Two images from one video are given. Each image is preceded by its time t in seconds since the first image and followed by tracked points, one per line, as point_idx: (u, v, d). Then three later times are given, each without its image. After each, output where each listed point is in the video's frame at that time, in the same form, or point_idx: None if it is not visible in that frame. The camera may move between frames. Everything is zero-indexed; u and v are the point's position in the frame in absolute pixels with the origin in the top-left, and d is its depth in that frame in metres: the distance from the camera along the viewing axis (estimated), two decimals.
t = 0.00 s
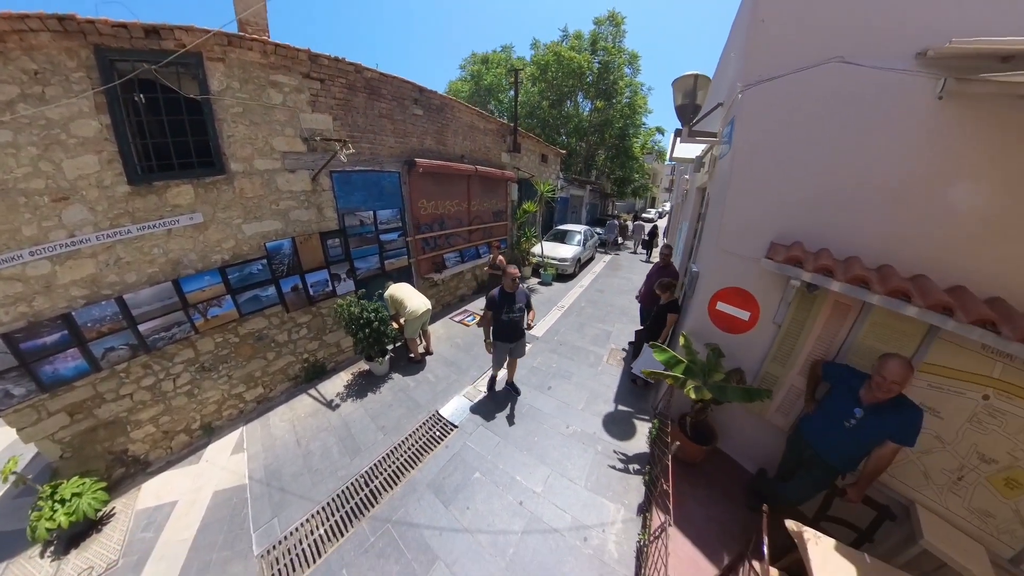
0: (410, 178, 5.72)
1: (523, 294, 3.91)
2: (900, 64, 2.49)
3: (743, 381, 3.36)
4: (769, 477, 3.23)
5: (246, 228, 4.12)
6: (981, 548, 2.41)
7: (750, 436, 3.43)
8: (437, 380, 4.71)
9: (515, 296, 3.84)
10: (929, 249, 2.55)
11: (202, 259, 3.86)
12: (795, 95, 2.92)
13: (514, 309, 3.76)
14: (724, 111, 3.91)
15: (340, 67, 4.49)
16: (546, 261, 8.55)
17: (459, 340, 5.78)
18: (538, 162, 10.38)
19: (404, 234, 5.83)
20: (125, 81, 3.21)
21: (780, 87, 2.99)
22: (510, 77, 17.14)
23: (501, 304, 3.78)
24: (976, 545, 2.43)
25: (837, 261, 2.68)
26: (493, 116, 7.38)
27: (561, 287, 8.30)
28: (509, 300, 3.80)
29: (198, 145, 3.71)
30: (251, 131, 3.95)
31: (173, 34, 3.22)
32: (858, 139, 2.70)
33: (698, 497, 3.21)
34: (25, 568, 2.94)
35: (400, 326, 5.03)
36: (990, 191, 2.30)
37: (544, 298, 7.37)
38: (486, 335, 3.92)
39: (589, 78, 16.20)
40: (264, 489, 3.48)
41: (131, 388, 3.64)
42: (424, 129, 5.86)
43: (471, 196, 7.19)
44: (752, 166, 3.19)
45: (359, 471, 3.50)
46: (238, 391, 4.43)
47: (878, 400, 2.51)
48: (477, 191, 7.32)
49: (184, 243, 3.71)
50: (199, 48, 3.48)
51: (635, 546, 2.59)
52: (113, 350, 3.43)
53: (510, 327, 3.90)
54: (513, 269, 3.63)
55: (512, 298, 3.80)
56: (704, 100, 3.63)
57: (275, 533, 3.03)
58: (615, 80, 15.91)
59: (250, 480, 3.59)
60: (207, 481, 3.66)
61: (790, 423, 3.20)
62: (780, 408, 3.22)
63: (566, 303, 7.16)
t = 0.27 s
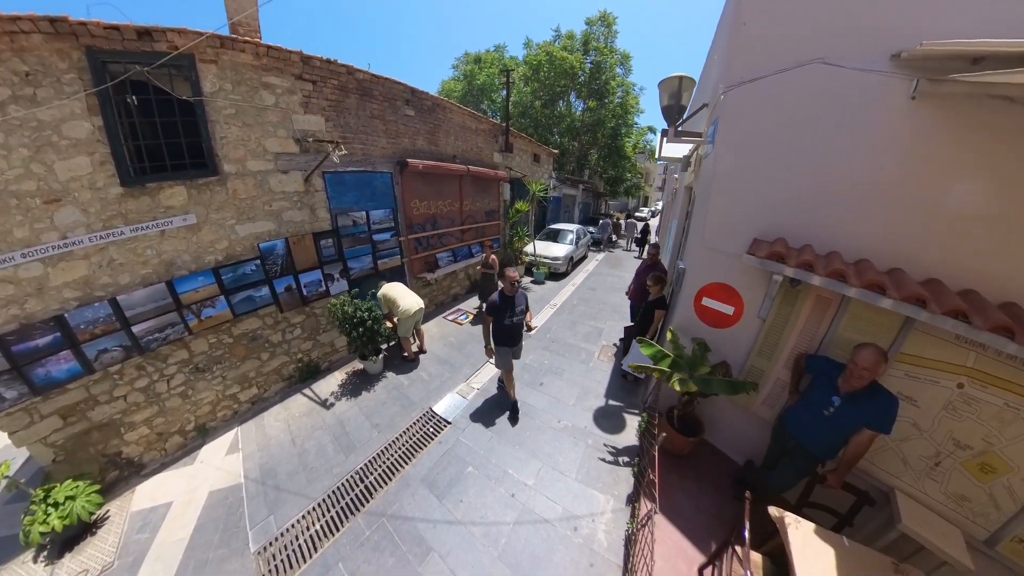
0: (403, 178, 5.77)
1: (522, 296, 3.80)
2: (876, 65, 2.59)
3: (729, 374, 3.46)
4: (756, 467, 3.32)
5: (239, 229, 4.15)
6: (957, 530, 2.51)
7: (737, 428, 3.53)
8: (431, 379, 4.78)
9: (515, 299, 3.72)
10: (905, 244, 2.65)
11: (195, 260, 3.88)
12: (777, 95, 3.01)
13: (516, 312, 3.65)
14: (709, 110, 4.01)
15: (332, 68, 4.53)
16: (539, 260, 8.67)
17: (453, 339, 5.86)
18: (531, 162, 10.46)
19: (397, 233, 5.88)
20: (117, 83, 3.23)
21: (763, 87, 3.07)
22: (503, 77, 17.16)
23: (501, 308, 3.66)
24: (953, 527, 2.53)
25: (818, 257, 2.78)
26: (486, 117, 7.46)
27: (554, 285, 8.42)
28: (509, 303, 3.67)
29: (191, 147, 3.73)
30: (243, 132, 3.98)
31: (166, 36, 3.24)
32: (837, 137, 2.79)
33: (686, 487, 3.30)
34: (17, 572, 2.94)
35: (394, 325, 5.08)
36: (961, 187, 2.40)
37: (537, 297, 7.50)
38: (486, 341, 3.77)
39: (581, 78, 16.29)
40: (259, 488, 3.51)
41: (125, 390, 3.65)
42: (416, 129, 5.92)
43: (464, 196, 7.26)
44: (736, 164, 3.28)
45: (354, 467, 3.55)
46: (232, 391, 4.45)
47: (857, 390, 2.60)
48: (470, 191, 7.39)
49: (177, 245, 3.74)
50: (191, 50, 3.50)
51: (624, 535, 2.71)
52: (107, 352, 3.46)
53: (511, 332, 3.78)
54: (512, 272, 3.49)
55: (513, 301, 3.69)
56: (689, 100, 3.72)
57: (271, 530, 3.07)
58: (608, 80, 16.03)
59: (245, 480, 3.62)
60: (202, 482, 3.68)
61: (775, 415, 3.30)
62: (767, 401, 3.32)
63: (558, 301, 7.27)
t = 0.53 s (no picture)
0: (395, 177, 5.77)
1: (523, 301, 3.60)
2: (863, 62, 2.62)
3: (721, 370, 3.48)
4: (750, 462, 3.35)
5: (229, 229, 4.12)
6: (947, 520, 2.54)
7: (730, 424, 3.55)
8: (424, 379, 4.77)
9: (516, 305, 3.52)
10: (893, 238, 2.68)
11: (185, 261, 3.84)
12: (766, 92, 3.03)
13: (518, 320, 3.46)
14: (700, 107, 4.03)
15: (322, 67, 4.52)
16: (532, 259, 8.76)
17: (447, 339, 5.88)
18: (524, 161, 10.47)
19: (389, 233, 5.88)
20: (104, 81, 3.19)
21: (753, 84, 3.09)
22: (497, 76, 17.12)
23: (502, 317, 3.47)
24: (943, 517, 2.56)
25: (809, 252, 2.80)
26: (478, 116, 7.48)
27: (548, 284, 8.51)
28: (510, 310, 3.47)
29: (180, 146, 3.70)
30: (233, 131, 3.95)
31: (153, 33, 3.20)
32: (826, 133, 2.82)
33: (680, 483, 3.32)
34: None
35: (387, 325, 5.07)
36: (947, 182, 2.44)
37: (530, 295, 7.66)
38: (489, 351, 3.59)
39: (575, 76, 16.32)
40: (251, 491, 3.46)
41: (114, 394, 3.59)
42: (408, 128, 5.92)
43: (457, 195, 7.27)
44: (727, 161, 3.30)
45: (347, 468, 3.53)
46: (224, 393, 4.40)
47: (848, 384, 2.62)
48: (463, 190, 7.40)
49: (166, 245, 3.70)
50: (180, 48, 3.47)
51: (617, 531, 2.73)
52: (96, 355, 3.41)
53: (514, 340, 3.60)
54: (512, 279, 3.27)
55: (514, 308, 3.49)
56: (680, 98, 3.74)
57: (264, 533, 3.03)
58: (601, 79, 16.08)
59: (237, 483, 3.57)
60: (193, 485, 3.63)
61: (768, 410, 3.32)
62: (760, 397, 3.34)
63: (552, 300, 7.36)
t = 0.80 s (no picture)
0: (387, 175, 5.81)
1: (524, 307, 3.43)
2: (859, 55, 2.60)
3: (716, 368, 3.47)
4: (745, 461, 3.33)
5: (219, 229, 4.07)
6: (943, 517, 2.52)
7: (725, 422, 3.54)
8: (418, 379, 4.75)
9: (518, 311, 3.34)
10: (889, 233, 2.67)
11: (174, 262, 3.79)
12: (762, 86, 3.01)
13: (519, 327, 3.30)
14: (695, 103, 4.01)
15: (313, 64, 4.51)
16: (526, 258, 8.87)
17: (440, 339, 5.87)
18: (518, 159, 10.47)
19: (382, 231, 5.93)
20: (89, 78, 3.13)
21: (749, 78, 3.06)
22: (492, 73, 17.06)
23: (502, 324, 3.30)
24: (939, 514, 2.55)
25: (803, 248, 2.78)
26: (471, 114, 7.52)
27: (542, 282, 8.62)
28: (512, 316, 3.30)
29: (168, 144, 3.65)
30: (222, 129, 3.91)
31: (140, 29, 3.15)
32: (822, 128, 2.80)
33: (676, 482, 3.30)
34: None
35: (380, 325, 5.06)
36: (942, 176, 2.43)
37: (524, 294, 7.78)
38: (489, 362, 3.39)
39: (571, 75, 16.32)
40: (242, 495, 3.40)
41: (102, 397, 3.52)
42: (400, 126, 5.95)
43: (449, 193, 7.33)
44: (722, 156, 3.27)
45: (340, 470, 3.48)
46: (215, 396, 4.34)
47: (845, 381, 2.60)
48: (456, 188, 7.46)
49: (155, 245, 3.64)
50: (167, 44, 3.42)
51: (613, 532, 2.69)
52: (83, 358, 3.34)
53: (514, 348, 3.43)
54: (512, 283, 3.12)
55: (516, 314, 3.31)
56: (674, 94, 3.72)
57: (255, 537, 2.97)
58: (596, 78, 16.12)
59: (228, 486, 3.51)
60: (184, 490, 3.56)
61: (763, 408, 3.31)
62: (755, 395, 3.32)
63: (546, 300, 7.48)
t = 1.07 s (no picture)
0: (381, 172, 5.77)
1: (537, 314, 3.12)
2: (864, 43, 2.54)
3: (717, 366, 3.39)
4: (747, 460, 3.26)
5: (207, 227, 3.97)
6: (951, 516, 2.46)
7: (726, 420, 3.47)
8: (412, 380, 4.66)
9: (530, 318, 3.07)
10: (892, 227, 2.62)
11: (161, 260, 3.68)
12: (764, 76, 2.94)
13: (529, 335, 3.03)
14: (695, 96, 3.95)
15: (303, 57, 4.45)
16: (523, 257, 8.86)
17: (436, 338, 5.79)
18: (515, 157, 10.42)
19: (376, 229, 5.88)
20: (71, 70, 3.02)
21: (751, 68, 3.00)
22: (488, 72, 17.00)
23: (511, 331, 3.02)
24: (946, 513, 2.48)
25: (806, 242, 2.71)
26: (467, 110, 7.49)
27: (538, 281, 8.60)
28: (523, 323, 3.03)
29: (154, 139, 3.55)
30: (210, 123, 3.82)
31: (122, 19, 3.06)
32: (826, 119, 2.74)
33: (677, 483, 3.22)
34: None
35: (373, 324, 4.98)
36: (948, 168, 2.37)
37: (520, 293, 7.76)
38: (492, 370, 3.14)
39: (567, 73, 16.28)
40: (231, 501, 3.28)
41: (87, 400, 3.40)
42: (394, 121, 5.92)
43: (445, 190, 7.27)
44: (723, 149, 3.21)
45: (332, 474, 3.38)
46: (205, 398, 4.22)
47: (853, 378, 2.52)
48: (452, 185, 7.41)
49: (141, 243, 3.53)
50: (152, 35, 3.33)
51: (614, 537, 2.60)
52: (67, 360, 3.23)
53: (522, 359, 3.16)
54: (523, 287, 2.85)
55: (527, 321, 3.03)
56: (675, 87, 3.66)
57: (244, 545, 2.86)
58: (593, 76, 16.09)
59: (219, 492, 3.39)
60: (172, 495, 3.43)
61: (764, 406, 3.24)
62: (757, 393, 3.24)
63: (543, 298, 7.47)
